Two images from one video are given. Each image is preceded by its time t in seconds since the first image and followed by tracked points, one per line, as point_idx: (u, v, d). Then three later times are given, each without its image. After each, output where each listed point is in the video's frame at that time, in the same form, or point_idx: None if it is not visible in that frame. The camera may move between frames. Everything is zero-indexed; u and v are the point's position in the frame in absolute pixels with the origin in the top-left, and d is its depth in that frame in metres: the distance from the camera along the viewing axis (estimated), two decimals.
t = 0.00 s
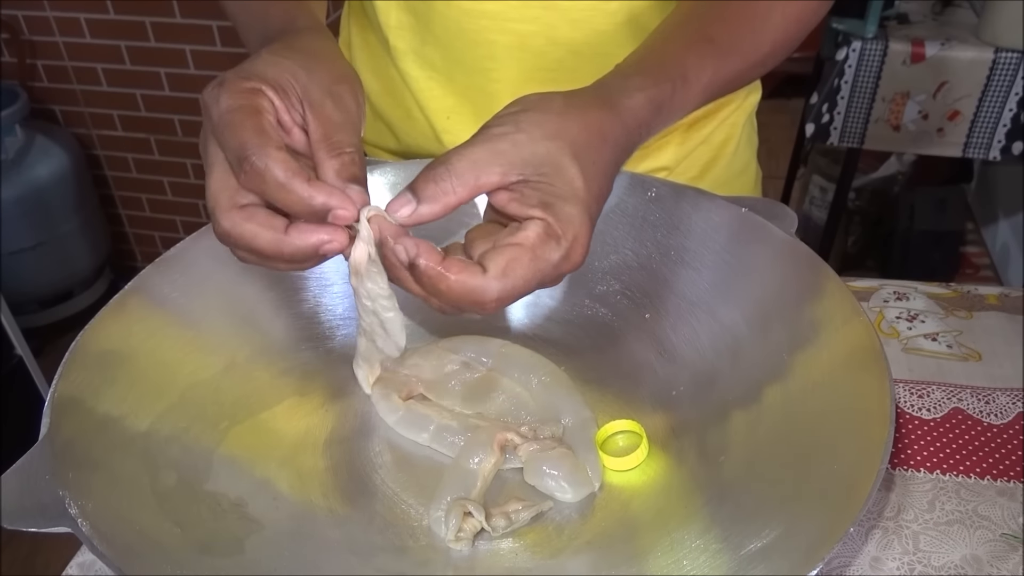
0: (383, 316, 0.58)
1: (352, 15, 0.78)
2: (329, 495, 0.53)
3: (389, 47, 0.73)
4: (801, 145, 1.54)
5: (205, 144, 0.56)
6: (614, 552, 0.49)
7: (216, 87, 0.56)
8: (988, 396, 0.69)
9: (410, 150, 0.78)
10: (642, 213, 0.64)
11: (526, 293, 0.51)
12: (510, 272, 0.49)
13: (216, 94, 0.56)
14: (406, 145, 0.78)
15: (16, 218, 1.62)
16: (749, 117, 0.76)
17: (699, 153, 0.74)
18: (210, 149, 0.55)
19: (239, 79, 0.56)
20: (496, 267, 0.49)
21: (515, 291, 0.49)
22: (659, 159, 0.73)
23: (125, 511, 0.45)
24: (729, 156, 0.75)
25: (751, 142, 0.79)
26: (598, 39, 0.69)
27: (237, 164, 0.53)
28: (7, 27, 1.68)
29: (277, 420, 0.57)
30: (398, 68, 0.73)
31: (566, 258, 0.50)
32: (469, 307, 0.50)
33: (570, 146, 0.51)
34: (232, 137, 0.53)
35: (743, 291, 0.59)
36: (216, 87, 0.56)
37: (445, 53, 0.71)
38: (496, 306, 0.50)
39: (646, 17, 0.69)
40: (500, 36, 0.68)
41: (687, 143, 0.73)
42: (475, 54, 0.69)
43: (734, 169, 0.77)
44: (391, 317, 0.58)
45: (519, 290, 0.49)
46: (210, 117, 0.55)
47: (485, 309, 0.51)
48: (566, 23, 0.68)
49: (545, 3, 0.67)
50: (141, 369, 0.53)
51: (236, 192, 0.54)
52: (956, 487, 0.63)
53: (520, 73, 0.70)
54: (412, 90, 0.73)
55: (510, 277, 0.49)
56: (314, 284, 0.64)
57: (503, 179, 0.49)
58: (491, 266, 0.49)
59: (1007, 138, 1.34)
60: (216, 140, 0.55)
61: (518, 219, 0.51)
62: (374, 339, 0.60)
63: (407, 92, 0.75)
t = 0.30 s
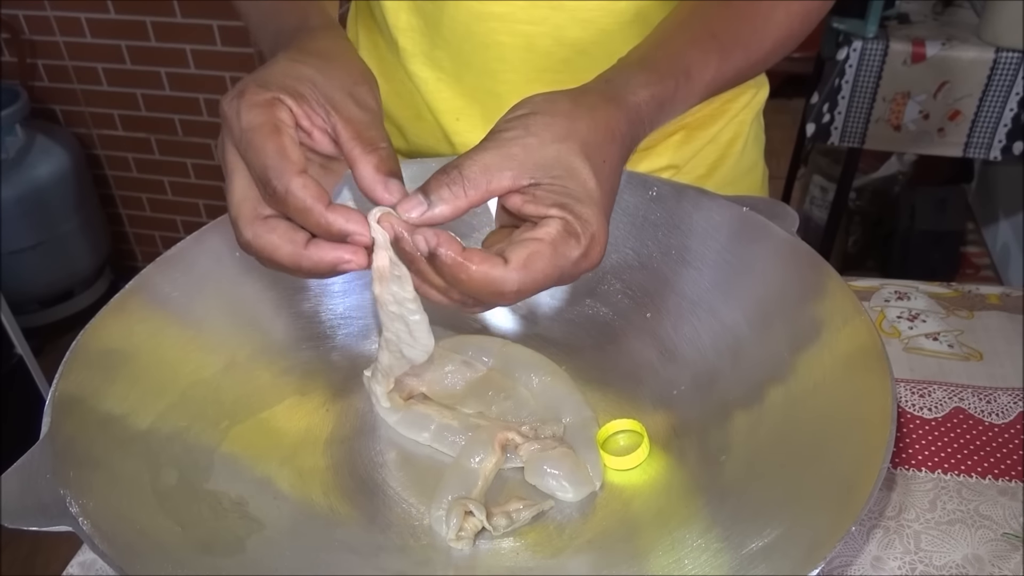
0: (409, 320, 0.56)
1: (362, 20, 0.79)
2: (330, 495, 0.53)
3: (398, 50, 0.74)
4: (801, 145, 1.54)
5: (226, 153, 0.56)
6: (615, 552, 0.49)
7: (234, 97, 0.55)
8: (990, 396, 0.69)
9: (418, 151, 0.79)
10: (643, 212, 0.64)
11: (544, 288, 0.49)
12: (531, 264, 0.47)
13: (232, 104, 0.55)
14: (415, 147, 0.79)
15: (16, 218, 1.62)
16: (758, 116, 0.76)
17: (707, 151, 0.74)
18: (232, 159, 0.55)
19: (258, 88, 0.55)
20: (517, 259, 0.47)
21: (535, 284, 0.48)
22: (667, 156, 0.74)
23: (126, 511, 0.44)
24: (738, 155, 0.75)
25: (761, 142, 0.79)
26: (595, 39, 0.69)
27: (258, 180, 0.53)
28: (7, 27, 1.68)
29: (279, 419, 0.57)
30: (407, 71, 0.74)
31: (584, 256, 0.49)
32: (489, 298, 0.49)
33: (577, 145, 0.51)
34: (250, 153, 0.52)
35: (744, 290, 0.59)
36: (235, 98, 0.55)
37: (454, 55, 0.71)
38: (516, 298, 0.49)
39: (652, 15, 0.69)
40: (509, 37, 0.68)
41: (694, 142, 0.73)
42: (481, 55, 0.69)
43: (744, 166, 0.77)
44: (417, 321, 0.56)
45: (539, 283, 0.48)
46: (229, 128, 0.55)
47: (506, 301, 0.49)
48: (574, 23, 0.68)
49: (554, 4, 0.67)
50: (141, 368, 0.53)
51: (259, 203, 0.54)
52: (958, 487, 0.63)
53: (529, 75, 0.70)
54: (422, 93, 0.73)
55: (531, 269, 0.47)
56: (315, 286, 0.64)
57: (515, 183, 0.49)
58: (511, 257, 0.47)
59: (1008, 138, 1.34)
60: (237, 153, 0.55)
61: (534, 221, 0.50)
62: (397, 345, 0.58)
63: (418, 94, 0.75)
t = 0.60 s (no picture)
0: (421, 319, 0.57)
1: (370, 23, 0.80)
2: (331, 493, 0.52)
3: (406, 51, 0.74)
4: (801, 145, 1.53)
5: (242, 170, 0.54)
6: (616, 550, 0.49)
7: (247, 112, 0.54)
8: (991, 395, 0.69)
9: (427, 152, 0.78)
10: (643, 211, 0.64)
11: (560, 252, 0.47)
12: (541, 226, 0.45)
13: (246, 117, 0.53)
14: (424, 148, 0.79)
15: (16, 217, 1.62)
16: (766, 114, 0.77)
17: (716, 149, 0.74)
18: (250, 174, 0.53)
19: (270, 100, 0.54)
20: (525, 223, 0.45)
21: (549, 249, 0.46)
22: (678, 155, 0.73)
23: (127, 509, 0.44)
24: (747, 152, 0.76)
25: (767, 141, 0.80)
26: (595, 38, 0.69)
27: (278, 188, 0.51)
28: (7, 26, 1.68)
29: (280, 418, 0.57)
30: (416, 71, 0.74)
31: (594, 206, 0.47)
32: (504, 273, 0.47)
33: (580, 129, 0.50)
34: (268, 161, 0.51)
35: (745, 289, 0.59)
36: (247, 111, 0.54)
37: (465, 56, 0.71)
38: (534, 268, 0.47)
39: (660, 11, 0.69)
40: (517, 37, 0.68)
41: (706, 140, 0.73)
42: (492, 54, 0.70)
43: (751, 165, 0.77)
44: (430, 318, 0.57)
45: (553, 248, 0.46)
46: (244, 142, 0.53)
47: (524, 273, 0.47)
48: (586, 21, 0.68)
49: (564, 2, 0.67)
50: (142, 366, 0.53)
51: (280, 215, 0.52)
52: (959, 486, 0.63)
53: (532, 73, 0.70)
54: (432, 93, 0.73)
55: (540, 232, 0.45)
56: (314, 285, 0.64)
57: (514, 150, 0.48)
58: (518, 225, 0.46)
59: (1009, 137, 1.34)
60: (253, 168, 0.53)
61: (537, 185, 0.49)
62: (408, 344, 0.59)
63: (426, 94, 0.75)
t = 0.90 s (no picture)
0: (434, 318, 0.56)
1: (375, 24, 0.80)
2: (331, 493, 0.53)
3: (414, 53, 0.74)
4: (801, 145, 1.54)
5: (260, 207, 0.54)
6: (616, 550, 0.49)
7: (247, 155, 0.53)
8: (990, 395, 0.69)
9: (435, 153, 0.79)
10: (643, 212, 0.64)
11: (579, 249, 0.48)
12: (560, 222, 0.46)
13: (250, 158, 0.52)
14: (432, 149, 0.79)
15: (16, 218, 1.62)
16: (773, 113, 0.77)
17: (724, 147, 0.74)
18: (266, 210, 0.53)
19: (264, 136, 0.53)
20: (546, 219, 0.46)
21: (568, 246, 0.46)
22: (687, 153, 0.73)
23: (128, 509, 0.44)
24: (754, 150, 0.76)
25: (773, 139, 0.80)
26: (597, 39, 0.69)
27: (300, 221, 0.50)
28: (7, 27, 1.68)
29: (280, 418, 0.57)
30: (424, 73, 0.75)
31: (614, 207, 0.47)
32: (525, 268, 0.47)
33: (589, 132, 0.50)
34: (284, 197, 0.50)
35: (745, 290, 0.59)
36: (246, 153, 0.53)
37: (476, 58, 0.71)
38: (552, 263, 0.47)
39: (668, 12, 0.69)
40: (519, 38, 0.68)
41: (715, 138, 0.73)
42: (506, 57, 0.70)
43: (758, 163, 0.78)
44: (443, 318, 0.55)
45: (572, 243, 0.46)
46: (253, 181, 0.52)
47: (544, 268, 0.48)
48: (599, 23, 0.68)
49: (578, 4, 0.67)
50: (142, 367, 0.53)
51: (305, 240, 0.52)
52: (958, 486, 0.63)
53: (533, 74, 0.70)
54: (441, 95, 0.74)
55: (559, 228, 0.46)
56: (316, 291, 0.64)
57: (540, 153, 0.49)
58: (539, 222, 0.46)
59: (1008, 138, 1.34)
60: (271, 204, 0.52)
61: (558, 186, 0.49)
62: (422, 342, 0.58)
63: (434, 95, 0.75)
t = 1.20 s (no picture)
0: (447, 302, 0.57)
1: (377, 28, 0.80)
2: (330, 494, 0.53)
3: (416, 55, 0.74)
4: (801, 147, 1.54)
5: (275, 197, 0.54)
6: (614, 551, 0.49)
7: (266, 143, 0.53)
8: (987, 397, 0.70)
9: (439, 155, 0.78)
10: (642, 214, 0.64)
11: (587, 197, 0.47)
12: (561, 167, 0.46)
13: (266, 147, 0.52)
14: (437, 151, 0.79)
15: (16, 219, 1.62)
16: (773, 115, 0.77)
17: (726, 148, 0.74)
18: (283, 199, 0.53)
19: (284, 126, 0.53)
20: (547, 166, 0.46)
21: (575, 190, 0.46)
22: (688, 154, 0.74)
23: (128, 511, 0.45)
24: (756, 151, 0.76)
25: (773, 142, 0.80)
26: (598, 40, 0.69)
27: (317, 214, 0.51)
28: (7, 27, 1.68)
29: (280, 419, 0.57)
30: (427, 75, 0.75)
31: (610, 141, 0.47)
32: (538, 223, 0.47)
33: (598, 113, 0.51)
34: (301, 188, 0.50)
35: (743, 293, 0.59)
36: (265, 142, 0.53)
37: (480, 59, 0.71)
38: (564, 212, 0.46)
39: (670, 13, 0.69)
40: (522, 41, 0.69)
41: (716, 139, 0.74)
42: (512, 60, 0.70)
43: (759, 164, 0.78)
44: (455, 302, 0.57)
45: (579, 188, 0.46)
46: (270, 171, 0.52)
47: (560, 220, 0.47)
48: (605, 25, 0.68)
49: (583, 6, 0.67)
50: (142, 369, 0.53)
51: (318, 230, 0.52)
52: (955, 488, 0.63)
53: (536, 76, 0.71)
54: (444, 96, 0.74)
55: (560, 173, 0.45)
56: (315, 288, 0.64)
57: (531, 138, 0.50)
58: (538, 173, 0.46)
59: (1007, 141, 1.34)
60: (287, 193, 0.52)
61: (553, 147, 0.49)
62: (432, 329, 0.59)
63: (436, 97, 0.76)
